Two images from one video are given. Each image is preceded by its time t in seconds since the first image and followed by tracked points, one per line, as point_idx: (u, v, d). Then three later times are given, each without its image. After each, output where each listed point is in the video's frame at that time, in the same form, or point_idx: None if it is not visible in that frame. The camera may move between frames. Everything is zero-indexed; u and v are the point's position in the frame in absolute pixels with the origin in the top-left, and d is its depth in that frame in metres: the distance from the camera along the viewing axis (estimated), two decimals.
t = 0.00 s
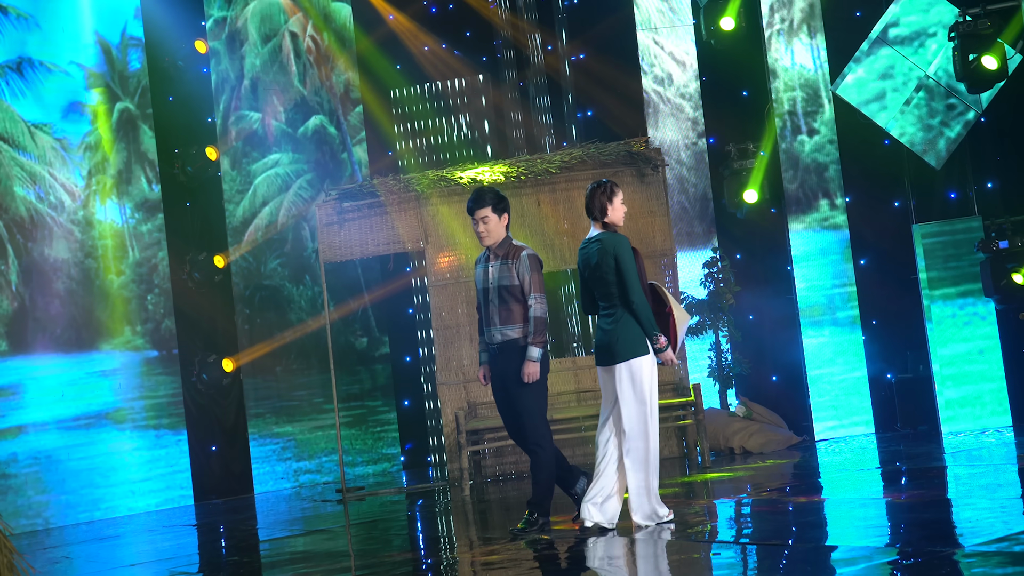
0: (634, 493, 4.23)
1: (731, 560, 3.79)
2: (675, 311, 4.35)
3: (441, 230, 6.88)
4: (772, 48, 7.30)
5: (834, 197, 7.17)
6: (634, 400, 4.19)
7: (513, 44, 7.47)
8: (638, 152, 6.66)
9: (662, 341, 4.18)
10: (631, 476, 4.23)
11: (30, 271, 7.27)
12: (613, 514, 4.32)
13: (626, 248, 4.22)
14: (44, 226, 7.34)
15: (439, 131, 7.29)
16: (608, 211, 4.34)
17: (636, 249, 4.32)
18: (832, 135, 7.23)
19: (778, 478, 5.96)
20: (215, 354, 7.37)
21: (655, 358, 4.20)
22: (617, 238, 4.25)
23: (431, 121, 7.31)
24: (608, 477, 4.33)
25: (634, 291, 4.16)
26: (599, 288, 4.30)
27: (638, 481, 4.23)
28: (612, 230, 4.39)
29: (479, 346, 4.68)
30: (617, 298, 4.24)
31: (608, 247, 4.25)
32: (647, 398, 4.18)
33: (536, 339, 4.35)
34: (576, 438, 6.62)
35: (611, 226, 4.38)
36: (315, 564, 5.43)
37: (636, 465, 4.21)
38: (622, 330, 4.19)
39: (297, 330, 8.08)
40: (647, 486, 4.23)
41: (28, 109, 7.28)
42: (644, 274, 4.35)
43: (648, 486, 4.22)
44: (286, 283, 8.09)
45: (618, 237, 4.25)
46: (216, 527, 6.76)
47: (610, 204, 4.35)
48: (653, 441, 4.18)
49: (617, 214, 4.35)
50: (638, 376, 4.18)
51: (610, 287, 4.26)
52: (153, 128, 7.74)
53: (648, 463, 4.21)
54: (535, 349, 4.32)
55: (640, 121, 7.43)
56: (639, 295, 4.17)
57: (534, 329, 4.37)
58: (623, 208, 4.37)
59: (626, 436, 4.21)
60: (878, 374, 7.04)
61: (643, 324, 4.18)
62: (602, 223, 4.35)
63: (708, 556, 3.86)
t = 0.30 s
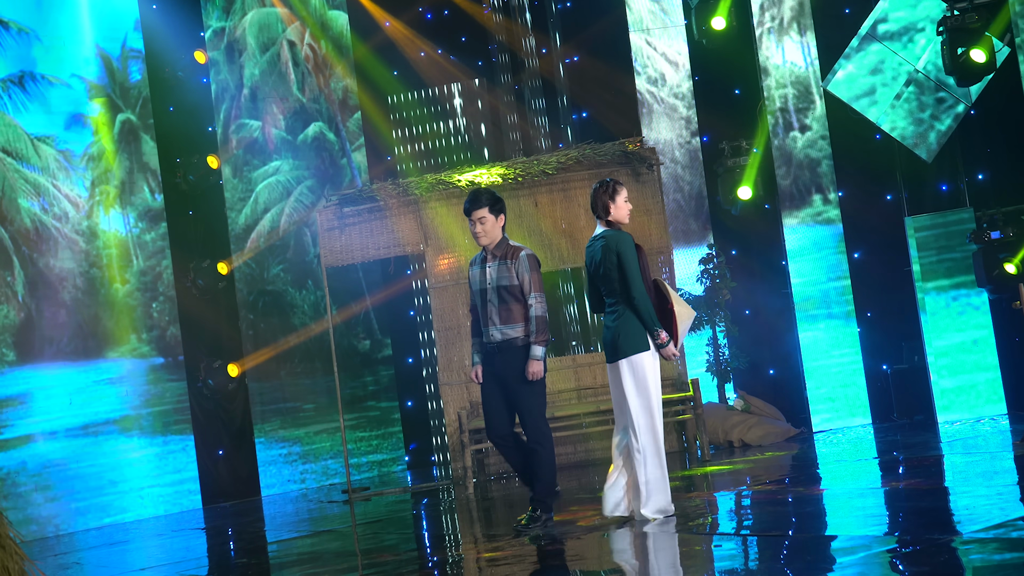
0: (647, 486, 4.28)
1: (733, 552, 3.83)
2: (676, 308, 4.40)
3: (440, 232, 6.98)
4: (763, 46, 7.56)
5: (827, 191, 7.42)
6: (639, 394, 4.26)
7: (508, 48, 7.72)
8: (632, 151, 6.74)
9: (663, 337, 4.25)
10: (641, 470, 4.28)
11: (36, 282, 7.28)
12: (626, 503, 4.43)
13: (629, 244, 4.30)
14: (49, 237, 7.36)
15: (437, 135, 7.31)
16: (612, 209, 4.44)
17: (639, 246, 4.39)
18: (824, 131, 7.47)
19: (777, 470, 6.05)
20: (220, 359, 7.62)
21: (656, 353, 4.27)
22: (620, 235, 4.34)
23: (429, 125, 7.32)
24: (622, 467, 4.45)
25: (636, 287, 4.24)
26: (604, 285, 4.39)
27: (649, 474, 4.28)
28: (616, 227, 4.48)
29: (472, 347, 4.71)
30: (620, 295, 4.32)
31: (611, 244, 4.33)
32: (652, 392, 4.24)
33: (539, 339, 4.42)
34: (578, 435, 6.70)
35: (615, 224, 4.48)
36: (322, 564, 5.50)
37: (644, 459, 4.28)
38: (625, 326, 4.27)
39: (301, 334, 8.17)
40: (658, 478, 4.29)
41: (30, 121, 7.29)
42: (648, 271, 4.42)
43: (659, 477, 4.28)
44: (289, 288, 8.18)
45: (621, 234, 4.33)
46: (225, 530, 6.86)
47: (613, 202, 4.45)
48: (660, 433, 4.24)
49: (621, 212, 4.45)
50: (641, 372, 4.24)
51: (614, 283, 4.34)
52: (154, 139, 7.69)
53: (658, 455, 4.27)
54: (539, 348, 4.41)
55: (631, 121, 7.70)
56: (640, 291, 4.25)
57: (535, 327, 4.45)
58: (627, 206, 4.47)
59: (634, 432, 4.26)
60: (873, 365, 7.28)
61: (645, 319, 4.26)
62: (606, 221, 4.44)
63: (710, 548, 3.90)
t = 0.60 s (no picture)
0: (648, 482, 4.34)
1: (732, 544, 3.83)
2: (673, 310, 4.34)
3: (438, 235, 7.06)
4: (753, 45, 7.71)
5: (818, 187, 7.60)
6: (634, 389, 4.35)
7: (501, 53, 8.07)
8: (626, 153, 6.78)
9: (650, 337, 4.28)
10: (641, 465, 4.36)
11: (41, 294, 7.36)
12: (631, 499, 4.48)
13: (621, 241, 4.39)
14: (53, 248, 7.45)
15: (435, 139, 7.96)
16: (608, 207, 4.54)
17: (634, 244, 4.44)
18: (814, 127, 7.64)
19: (775, 462, 6.14)
20: (222, 365, 7.63)
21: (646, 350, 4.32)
22: (611, 232, 4.43)
23: (428, 129, 7.99)
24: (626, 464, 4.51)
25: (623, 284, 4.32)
26: (601, 282, 4.50)
27: (649, 469, 4.35)
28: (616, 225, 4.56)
29: (465, 347, 4.75)
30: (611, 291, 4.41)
31: (604, 242, 4.44)
32: (646, 387, 4.32)
33: (532, 337, 4.48)
34: (578, 433, 6.77)
35: (615, 222, 4.57)
36: (328, 565, 5.58)
37: (642, 453, 4.35)
38: (615, 322, 4.36)
39: (303, 339, 8.27)
40: (660, 472, 4.35)
41: (32, 136, 7.36)
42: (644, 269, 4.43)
43: (660, 472, 4.34)
44: (290, 294, 8.28)
45: (612, 231, 4.43)
46: (232, 534, 6.95)
47: (610, 201, 4.54)
48: (656, 428, 4.31)
49: (619, 210, 4.54)
50: (633, 368, 4.33)
51: (607, 280, 4.44)
52: (154, 149, 7.82)
53: (656, 450, 4.34)
54: (530, 347, 4.46)
55: (623, 120, 7.93)
56: (628, 288, 4.32)
57: (530, 327, 4.50)
58: (626, 203, 4.55)
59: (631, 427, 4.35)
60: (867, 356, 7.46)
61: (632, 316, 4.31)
62: (604, 219, 4.54)
63: (709, 542, 3.89)
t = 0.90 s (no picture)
0: (641, 477, 4.40)
1: (731, 537, 3.85)
2: (660, 309, 4.41)
3: (436, 237, 7.16)
4: (744, 45, 7.95)
5: (810, 184, 7.77)
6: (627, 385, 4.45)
7: (496, 58, 8.10)
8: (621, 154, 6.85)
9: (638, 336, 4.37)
10: (633, 461, 4.43)
11: (45, 302, 7.46)
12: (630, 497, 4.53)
13: (610, 241, 4.51)
14: (57, 257, 7.55)
15: (432, 143, 8.02)
16: (603, 207, 4.63)
17: (626, 243, 4.54)
18: (805, 125, 7.85)
19: (771, 456, 6.23)
20: (226, 369, 7.76)
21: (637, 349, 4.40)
22: (602, 233, 4.55)
23: (426, 135, 8.05)
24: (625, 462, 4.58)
25: (611, 283, 4.45)
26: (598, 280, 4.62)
27: (641, 465, 4.41)
28: (613, 224, 4.65)
29: (455, 353, 4.84)
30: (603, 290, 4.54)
31: (595, 242, 4.57)
32: (637, 382, 4.42)
33: (529, 338, 4.57)
34: (577, 430, 6.85)
35: (612, 221, 4.65)
36: (333, 565, 5.65)
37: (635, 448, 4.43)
38: (606, 320, 4.49)
39: (305, 342, 8.37)
40: (653, 468, 4.40)
41: (34, 147, 7.46)
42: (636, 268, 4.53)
43: (650, 468, 4.40)
44: (291, 298, 8.37)
45: (601, 232, 4.54)
46: (237, 536, 7.04)
47: (605, 201, 4.63)
48: (647, 423, 4.39)
49: (615, 209, 4.61)
50: (624, 364, 4.44)
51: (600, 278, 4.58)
52: (155, 158, 7.88)
53: (648, 445, 4.41)
54: (529, 347, 4.56)
55: (618, 120, 8.10)
56: (616, 287, 4.45)
57: (525, 328, 4.58)
58: (622, 202, 4.61)
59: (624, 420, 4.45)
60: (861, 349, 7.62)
61: (620, 315, 4.43)
62: (600, 219, 4.64)
63: (708, 535, 3.91)
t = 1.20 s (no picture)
0: (638, 472, 4.51)
1: (729, 532, 3.94)
2: (643, 311, 4.42)
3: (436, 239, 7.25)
4: (737, 46, 8.06)
5: (804, 182, 7.90)
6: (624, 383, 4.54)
7: (492, 62, 8.46)
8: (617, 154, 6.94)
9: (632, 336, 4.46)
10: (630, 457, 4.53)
11: (51, 308, 7.53)
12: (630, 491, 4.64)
13: (605, 242, 4.62)
14: (62, 263, 7.60)
15: (430, 147, 8.46)
16: (600, 208, 4.73)
17: (622, 243, 4.63)
18: (798, 124, 7.95)
19: (768, 451, 6.32)
20: (230, 372, 7.94)
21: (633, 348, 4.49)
22: (597, 235, 4.66)
23: (421, 139, 8.47)
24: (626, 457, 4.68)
25: (606, 284, 4.57)
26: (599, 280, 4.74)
27: (637, 460, 4.51)
28: (613, 224, 4.74)
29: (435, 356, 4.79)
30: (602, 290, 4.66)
31: (592, 244, 4.69)
32: (633, 379, 4.51)
33: (513, 335, 4.61)
34: (576, 427, 6.93)
35: (611, 221, 4.74)
36: (337, 564, 5.72)
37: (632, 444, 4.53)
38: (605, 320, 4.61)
39: (307, 344, 8.45)
40: (649, 464, 4.49)
41: (39, 154, 7.52)
42: (631, 267, 4.60)
43: (645, 465, 4.50)
44: (293, 301, 8.46)
45: (597, 233, 4.65)
46: (243, 536, 7.13)
47: (602, 202, 4.72)
48: (642, 419, 4.49)
49: (611, 210, 4.70)
50: (621, 362, 4.54)
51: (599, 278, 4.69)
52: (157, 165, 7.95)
53: (644, 442, 4.50)
54: (514, 344, 4.60)
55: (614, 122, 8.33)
56: (611, 288, 4.56)
57: (510, 326, 4.62)
58: (617, 202, 4.69)
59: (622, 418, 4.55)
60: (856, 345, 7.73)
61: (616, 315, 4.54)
62: (598, 220, 4.74)
63: (706, 531, 3.99)
